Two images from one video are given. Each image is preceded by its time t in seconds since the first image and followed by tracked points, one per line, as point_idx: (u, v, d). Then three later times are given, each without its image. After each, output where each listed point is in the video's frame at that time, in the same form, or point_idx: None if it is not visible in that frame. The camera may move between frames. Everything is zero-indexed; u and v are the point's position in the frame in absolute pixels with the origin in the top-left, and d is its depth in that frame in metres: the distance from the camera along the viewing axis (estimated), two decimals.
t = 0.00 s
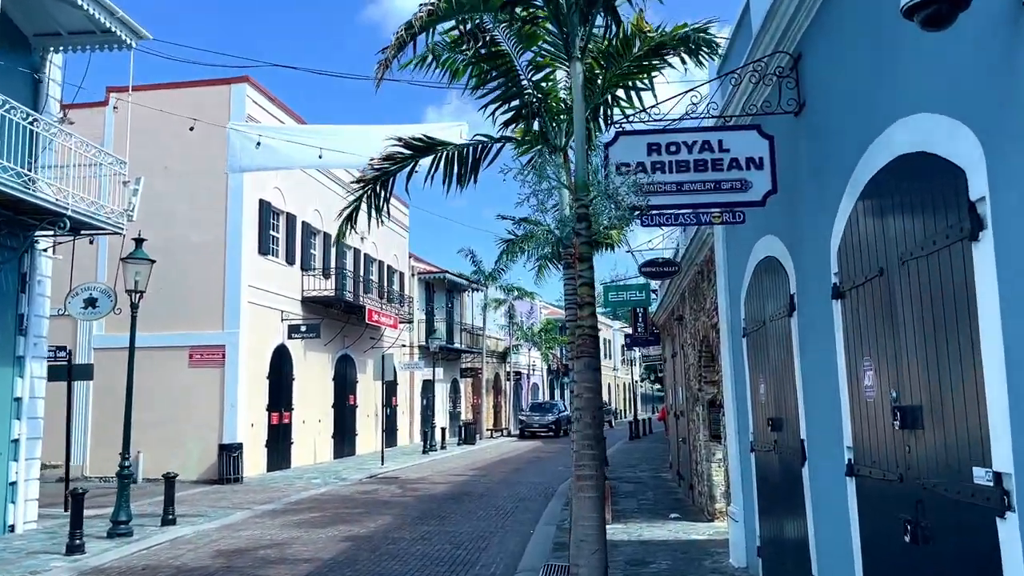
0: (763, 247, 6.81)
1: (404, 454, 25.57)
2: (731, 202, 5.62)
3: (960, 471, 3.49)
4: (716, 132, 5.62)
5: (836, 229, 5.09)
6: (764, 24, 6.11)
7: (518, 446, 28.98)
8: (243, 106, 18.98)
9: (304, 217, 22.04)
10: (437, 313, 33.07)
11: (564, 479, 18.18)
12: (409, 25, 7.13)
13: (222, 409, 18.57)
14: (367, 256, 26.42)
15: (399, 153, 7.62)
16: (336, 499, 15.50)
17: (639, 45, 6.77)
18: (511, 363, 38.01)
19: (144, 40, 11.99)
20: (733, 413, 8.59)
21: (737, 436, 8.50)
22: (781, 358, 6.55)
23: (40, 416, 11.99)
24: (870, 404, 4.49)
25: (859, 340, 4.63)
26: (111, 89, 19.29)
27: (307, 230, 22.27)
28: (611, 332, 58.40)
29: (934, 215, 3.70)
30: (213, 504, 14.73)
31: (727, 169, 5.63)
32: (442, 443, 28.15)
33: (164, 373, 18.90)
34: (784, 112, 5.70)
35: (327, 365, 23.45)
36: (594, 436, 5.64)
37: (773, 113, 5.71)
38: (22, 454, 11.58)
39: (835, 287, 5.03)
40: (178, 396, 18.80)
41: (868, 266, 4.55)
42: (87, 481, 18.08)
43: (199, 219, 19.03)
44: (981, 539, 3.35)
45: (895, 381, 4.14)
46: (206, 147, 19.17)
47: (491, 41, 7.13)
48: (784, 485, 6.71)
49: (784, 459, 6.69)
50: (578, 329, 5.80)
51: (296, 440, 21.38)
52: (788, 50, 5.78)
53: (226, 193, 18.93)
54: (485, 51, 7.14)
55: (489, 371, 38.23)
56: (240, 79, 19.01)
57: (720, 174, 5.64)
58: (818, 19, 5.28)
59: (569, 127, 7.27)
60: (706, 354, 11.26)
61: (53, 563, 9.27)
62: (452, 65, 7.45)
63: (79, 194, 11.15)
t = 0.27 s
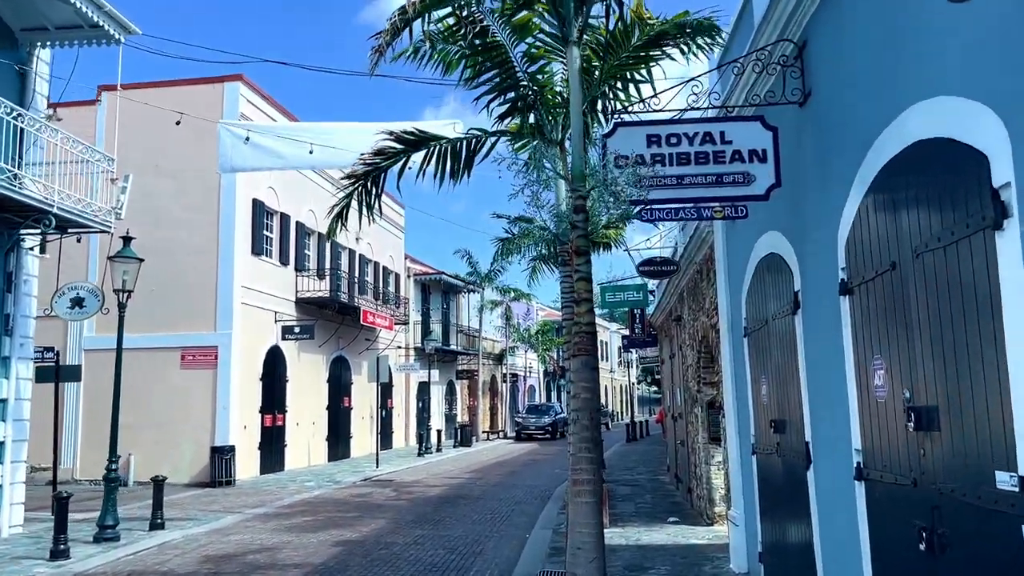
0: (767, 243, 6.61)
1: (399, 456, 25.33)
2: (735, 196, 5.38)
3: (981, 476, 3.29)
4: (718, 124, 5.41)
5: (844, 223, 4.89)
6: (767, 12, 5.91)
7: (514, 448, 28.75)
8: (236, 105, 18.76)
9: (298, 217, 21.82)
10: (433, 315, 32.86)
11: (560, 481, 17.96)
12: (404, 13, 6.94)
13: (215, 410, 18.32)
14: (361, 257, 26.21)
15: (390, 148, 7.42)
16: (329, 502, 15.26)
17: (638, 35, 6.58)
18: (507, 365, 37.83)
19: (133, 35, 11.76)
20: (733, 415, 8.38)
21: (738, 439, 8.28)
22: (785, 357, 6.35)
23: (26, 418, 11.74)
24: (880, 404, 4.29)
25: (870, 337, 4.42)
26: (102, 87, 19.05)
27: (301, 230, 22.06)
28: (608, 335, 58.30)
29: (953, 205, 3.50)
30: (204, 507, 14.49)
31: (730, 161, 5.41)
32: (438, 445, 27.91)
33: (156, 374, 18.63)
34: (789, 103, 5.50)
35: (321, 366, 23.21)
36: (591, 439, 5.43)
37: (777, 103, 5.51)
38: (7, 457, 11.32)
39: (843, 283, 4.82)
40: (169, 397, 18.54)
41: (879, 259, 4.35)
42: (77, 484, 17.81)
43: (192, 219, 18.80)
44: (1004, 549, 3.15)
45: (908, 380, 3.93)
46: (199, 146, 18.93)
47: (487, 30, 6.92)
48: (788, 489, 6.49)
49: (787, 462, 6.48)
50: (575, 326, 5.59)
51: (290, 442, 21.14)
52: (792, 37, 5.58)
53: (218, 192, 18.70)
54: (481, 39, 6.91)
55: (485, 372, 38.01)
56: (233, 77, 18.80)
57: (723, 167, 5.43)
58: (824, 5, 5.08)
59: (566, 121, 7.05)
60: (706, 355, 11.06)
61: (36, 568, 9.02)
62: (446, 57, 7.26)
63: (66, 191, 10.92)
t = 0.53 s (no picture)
0: (770, 241, 6.40)
1: (394, 459, 25.08)
2: (739, 190, 5.18)
3: (1006, 484, 3.08)
4: (721, 115, 5.20)
5: (853, 218, 4.69)
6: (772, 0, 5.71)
7: (510, 451, 28.51)
8: (229, 103, 18.54)
9: (292, 218, 21.59)
10: (429, 317, 32.64)
11: (557, 485, 17.74)
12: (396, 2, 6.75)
13: (207, 413, 18.08)
14: (357, 259, 25.98)
15: (381, 141, 7.22)
16: (322, 507, 15.03)
17: (638, 25, 6.38)
18: (503, 367, 37.59)
19: (122, 31, 11.55)
20: (735, 418, 8.17)
21: (740, 442, 8.07)
22: (790, 358, 6.14)
23: (11, 421, 11.50)
24: (894, 407, 4.09)
25: (882, 336, 4.22)
26: (94, 85, 18.83)
27: (296, 231, 21.82)
28: (605, 337, 58.13)
29: (974, 196, 3.29)
30: (194, 512, 14.24)
31: (734, 154, 5.20)
32: (434, 448, 27.67)
33: (147, 376, 18.36)
34: (795, 94, 5.30)
35: (316, 369, 22.98)
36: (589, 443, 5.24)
37: (782, 94, 5.31)
38: None
39: (852, 280, 4.62)
40: (160, 400, 18.28)
41: (892, 255, 4.14)
42: (66, 488, 17.55)
43: (184, 219, 18.56)
44: None
45: (924, 381, 3.73)
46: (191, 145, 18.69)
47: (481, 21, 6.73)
48: (793, 495, 6.29)
49: (792, 467, 6.27)
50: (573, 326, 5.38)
51: (284, 446, 20.88)
52: (798, 26, 5.38)
53: (211, 192, 18.47)
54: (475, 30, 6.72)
55: (481, 375, 37.81)
56: (226, 76, 18.58)
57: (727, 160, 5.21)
58: None
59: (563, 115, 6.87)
60: (706, 356, 10.86)
61: None
62: (439, 48, 7.06)
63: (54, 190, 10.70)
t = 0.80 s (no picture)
0: (774, 241, 6.19)
1: (389, 464, 24.84)
2: (742, 187, 4.98)
3: None
4: (724, 109, 5.00)
5: (862, 215, 4.48)
6: None
7: (507, 455, 28.29)
8: (223, 104, 18.34)
9: (287, 219, 21.37)
10: (425, 320, 32.42)
11: (554, 490, 17.52)
12: None
13: (200, 417, 17.84)
14: (352, 261, 25.77)
15: (371, 135, 7.01)
16: (316, 512, 14.80)
17: (638, 17, 6.16)
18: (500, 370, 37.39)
19: (111, 28, 11.33)
20: (736, 424, 7.96)
21: (741, 448, 7.87)
22: (793, 362, 5.94)
23: None
24: (907, 414, 3.88)
25: (894, 340, 4.01)
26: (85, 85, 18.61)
27: (290, 232, 21.60)
28: (603, 340, 58.16)
29: (997, 190, 3.09)
30: (185, 519, 14.00)
31: (737, 150, 5.00)
32: (430, 452, 27.44)
33: (138, 380, 18.10)
34: (800, 87, 5.11)
35: (311, 372, 22.75)
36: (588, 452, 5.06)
37: (787, 88, 5.11)
38: None
39: (862, 282, 4.41)
40: (152, 404, 18.01)
41: (905, 254, 3.93)
42: (56, 493, 17.29)
43: (176, 220, 18.33)
44: None
45: (941, 388, 3.52)
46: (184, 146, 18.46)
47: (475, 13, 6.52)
48: (798, 503, 6.08)
49: (796, 475, 6.07)
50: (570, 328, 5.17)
51: (277, 450, 20.65)
52: (803, 17, 5.19)
53: (204, 193, 18.25)
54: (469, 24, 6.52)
55: (478, 378, 37.59)
56: (219, 75, 18.36)
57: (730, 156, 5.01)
58: None
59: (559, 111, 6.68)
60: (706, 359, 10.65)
61: None
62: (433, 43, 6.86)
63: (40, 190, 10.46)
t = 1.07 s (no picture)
0: (774, 237, 6.00)
1: (384, 467, 24.59)
2: (741, 179, 4.80)
3: None
4: (723, 98, 4.82)
5: (866, 207, 4.30)
6: None
7: (503, 458, 28.06)
8: (215, 103, 18.16)
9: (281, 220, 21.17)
10: (421, 322, 32.20)
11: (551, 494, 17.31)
12: None
13: (192, 419, 17.61)
14: (347, 262, 25.58)
15: (358, 128, 6.83)
16: (308, 516, 14.58)
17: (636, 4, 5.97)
18: (496, 373, 37.19)
19: (98, 23, 11.13)
20: (735, 426, 7.77)
21: (740, 451, 7.67)
22: (795, 362, 5.75)
23: None
24: (916, 414, 3.69)
25: (903, 336, 3.82)
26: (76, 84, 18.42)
27: (284, 233, 21.41)
28: (600, 343, 57.98)
29: (1016, 175, 2.89)
30: (175, 523, 13.78)
31: (737, 140, 4.82)
32: (425, 456, 27.20)
33: (129, 383, 17.85)
34: (803, 75, 4.92)
35: (305, 375, 22.53)
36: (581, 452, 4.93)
37: (789, 76, 4.93)
38: None
39: (867, 276, 4.22)
40: (143, 406, 17.77)
41: (913, 245, 3.74)
42: (45, 497, 17.03)
43: (168, 221, 18.12)
44: None
45: (954, 386, 3.32)
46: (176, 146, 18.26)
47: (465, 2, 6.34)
48: (799, 507, 5.88)
49: (798, 478, 5.88)
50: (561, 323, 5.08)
51: (271, 454, 20.42)
52: (806, 2, 5.01)
53: (197, 194, 18.05)
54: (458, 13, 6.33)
55: (474, 381, 37.35)
56: (212, 75, 18.19)
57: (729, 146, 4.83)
58: None
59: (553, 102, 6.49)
60: (704, 360, 10.45)
61: None
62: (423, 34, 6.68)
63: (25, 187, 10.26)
